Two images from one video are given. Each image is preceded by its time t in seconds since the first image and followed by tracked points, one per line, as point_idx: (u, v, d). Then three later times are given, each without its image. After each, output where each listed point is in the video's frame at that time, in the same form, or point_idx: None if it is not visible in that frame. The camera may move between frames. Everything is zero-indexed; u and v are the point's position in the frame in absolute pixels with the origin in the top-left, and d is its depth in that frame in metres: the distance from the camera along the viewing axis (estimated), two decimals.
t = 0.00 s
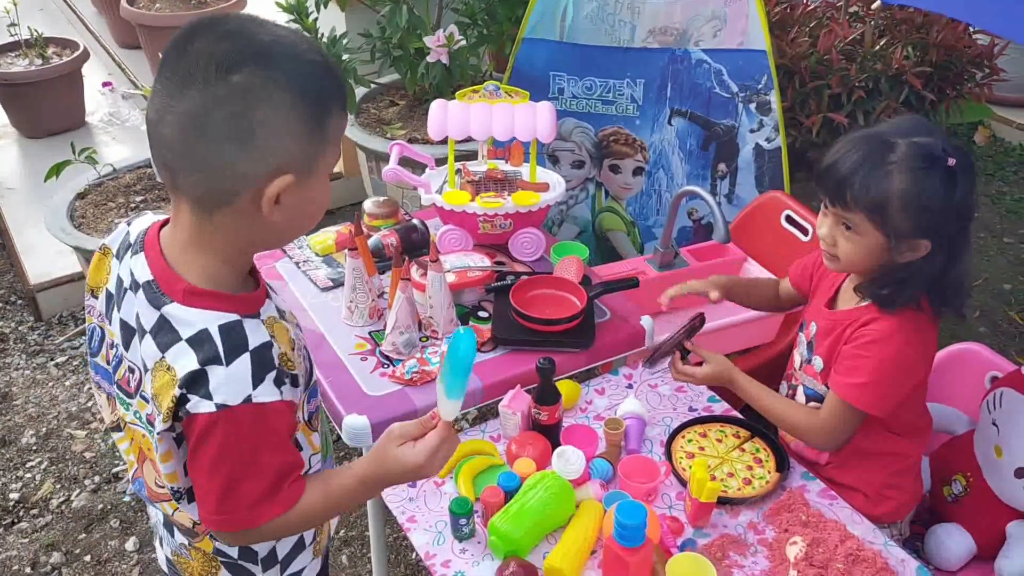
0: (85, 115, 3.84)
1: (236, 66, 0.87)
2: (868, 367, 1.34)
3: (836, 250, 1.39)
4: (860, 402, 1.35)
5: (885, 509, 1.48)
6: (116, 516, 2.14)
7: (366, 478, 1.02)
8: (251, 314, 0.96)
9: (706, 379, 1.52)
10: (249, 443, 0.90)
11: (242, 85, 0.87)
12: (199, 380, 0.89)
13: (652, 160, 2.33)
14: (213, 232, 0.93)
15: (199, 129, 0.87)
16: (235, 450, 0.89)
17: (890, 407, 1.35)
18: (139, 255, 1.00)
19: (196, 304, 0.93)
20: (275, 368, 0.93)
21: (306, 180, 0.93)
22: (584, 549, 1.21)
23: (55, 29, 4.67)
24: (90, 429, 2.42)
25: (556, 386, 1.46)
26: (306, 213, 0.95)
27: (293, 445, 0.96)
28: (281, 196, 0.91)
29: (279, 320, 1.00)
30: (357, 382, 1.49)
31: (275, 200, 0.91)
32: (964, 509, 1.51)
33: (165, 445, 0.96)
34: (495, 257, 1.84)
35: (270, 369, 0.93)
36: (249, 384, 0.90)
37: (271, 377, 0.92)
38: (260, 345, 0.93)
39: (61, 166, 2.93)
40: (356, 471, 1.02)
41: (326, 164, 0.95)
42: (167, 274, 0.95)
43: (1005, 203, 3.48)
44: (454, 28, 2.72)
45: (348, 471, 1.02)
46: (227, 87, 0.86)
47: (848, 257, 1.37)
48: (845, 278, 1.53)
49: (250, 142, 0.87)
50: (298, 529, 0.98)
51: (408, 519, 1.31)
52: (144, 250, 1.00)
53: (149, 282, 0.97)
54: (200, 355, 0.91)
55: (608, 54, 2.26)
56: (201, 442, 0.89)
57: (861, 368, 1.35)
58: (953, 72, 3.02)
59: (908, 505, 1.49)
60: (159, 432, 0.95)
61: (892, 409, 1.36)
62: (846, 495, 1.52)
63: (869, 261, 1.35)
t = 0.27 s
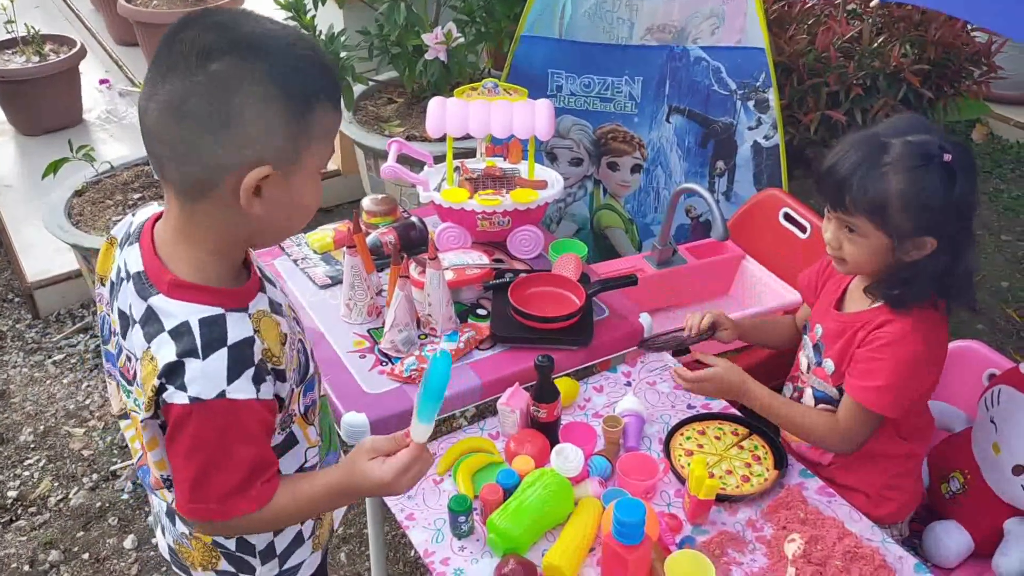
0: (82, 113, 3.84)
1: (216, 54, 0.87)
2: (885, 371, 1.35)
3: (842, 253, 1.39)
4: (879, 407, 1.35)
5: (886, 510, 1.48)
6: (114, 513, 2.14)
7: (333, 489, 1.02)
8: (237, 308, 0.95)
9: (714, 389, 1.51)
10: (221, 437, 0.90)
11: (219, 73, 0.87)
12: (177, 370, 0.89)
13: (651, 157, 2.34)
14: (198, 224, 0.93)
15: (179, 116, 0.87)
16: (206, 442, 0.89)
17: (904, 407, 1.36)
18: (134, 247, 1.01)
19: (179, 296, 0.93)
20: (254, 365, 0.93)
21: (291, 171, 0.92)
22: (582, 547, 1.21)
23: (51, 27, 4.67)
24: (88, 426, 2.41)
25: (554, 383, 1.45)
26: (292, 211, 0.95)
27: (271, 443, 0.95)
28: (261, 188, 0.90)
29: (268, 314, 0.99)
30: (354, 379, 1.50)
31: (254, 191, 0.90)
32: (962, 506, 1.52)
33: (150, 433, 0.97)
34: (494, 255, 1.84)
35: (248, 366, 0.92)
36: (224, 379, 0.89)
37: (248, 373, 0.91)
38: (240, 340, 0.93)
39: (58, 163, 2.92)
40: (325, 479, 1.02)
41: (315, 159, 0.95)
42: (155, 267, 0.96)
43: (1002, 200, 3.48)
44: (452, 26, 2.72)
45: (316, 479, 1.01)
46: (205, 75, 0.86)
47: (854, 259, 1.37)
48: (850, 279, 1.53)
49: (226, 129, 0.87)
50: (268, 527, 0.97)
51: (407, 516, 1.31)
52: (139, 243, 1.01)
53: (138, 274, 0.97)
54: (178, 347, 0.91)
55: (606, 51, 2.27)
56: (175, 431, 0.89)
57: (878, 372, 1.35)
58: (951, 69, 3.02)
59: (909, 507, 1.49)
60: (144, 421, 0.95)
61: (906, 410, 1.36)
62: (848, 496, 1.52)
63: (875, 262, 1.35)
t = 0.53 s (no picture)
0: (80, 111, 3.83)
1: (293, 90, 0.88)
2: (906, 379, 1.33)
3: (842, 253, 1.38)
4: (906, 416, 1.33)
5: (890, 507, 1.47)
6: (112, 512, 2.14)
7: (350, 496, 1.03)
8: (239, 326, 0.94)
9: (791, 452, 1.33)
10: (228, 451, 0.89)
11: (300, 111, 0.88)
12: (178, 383, 0.89)
13: (650, 155, 2.34)
14: (225, 239, 0.92)
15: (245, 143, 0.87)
16: (213, 456, 0.88)
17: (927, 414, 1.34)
18: (139, 249, 0.99)
19: (185, 306, 0.92)
20: (256, 380, 0.92)
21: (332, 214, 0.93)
22: (582, 545, 1.21)
23: (50, 24, 4.66)
24: (86, 425, 2.41)
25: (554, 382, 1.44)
26: (319, 251, 0.96)
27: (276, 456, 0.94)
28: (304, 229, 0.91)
29: (267, 335, 0.98)
30: (353, 377, 1.49)
31: (298, 232, 0.91)
32: (962, 504, 1.52)
33: (140, 443, 0.95)
34: (493, 253, 1.84)
35: (251, 381, 0.91)
36: (230, 394, 0.89)
37: (251, 389, 0.91)
38: (244, 355, 0.92)
39: (57, 161, 2.92)
40: (341, 487, 1.03)
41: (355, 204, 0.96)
42: (164, 272, 0.94)
43: (1001, 198, 3.48)
44: (451, 23, 2.71)
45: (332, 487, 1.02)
46: (285, 113, 0.87)
47: (854, 260, 1.36)
48: (850, 280, 1.53)
49: (293, 163, 0.88)
50: (279, 541, 0.97)
51: (407, 515, 1.31)
52: (144, 244, 0.99)
53: (144, 277, 0.96)
54: (181, 359, 0.90)
55: (605, 48, 2.26)
56: (180, 448, 0.88)
57: (901, 382, 1.33)
58: (950, 67, 3.02)
59: (912, 505, 1.49)
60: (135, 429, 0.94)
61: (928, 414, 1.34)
62: (851, 493, 1.51)
63: (876, 262, 1.34)
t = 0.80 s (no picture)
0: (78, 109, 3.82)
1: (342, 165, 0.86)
2: (924, 389, 1.34)
3: (847, 267, 1.37)
4: (925, 425, 1.34)
5: (893, 514, 1.48)
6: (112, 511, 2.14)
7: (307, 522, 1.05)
8: (224, 335, 0.96)
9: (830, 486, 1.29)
10: (188, 463, 0.91)
11: (346, 187, 0.87)
12: (154, 383, 0.90)
13: (649, 153, 2.34)
14: (233, 268, 0.92)
15: (290, 210, 0.87)
16: (174, 464, 0.90)
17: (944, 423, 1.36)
18: (140, 246, 1.01)
19: (176, 309, 0.94)
20: (233, 395, 0.94)
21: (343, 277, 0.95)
22: (581, 544, 1.21)
23: (47, 22, 4.65)
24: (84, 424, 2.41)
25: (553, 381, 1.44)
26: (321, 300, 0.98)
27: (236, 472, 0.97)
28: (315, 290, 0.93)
29: (253, 349, 1.00)
30: (352, 376, 1.49)
31: (304, 289, 0.93)
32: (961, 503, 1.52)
33: (108, 439, 0.96)
34: (492, 251, 1.83)
35: (228, 395, 0.94)
36: (202, 403, 0.91)
37: (225, 402, 0.93)
38: (224, 366, 0.95)
39: (55, 159, 2.91)
40: (300, 515, 1.05)
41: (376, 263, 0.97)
42: (160, 274, 0.96)
43: (1000, 196, 3.48)
44: (450, 21, 2.71)
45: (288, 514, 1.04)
46: (344, 194, 0.86)
47: (859, 273, 1.35)
48: (854, 288, 1.52)
49: (326, 238, 0.88)
50: (222, 556, 0.99)
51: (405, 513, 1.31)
52: (147, 242, 1.01)
53: (139, 274, 0.98)
54: (161, 361, 0.92)
55: (604, 47, 2.26)
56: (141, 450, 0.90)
57: (919, 392, 1.34)
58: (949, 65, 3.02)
59: (914, 512, 1.49)
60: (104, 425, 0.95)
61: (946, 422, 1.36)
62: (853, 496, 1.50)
63: (880, 273, 1.34)
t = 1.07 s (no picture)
0: (78, 106, 3.82)
1: (218, 119, 0.83)
2: (929, 385, 1.33)
3: (852, 272, 1.37)
4: (932, 421, 1.33)
5: (894, 510, 1.48)
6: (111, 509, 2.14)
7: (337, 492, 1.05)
8: (208, 326, 0.94)
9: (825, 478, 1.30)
10: (210, 456, 0.89)
11: (224, 137, 0.83)
12: (158, 396, 0.88)
13: (649, 151, 2.33)
14: (181, 255, 0.90)
15: (182, 176, 0.83)
16: (196, 466, 0.89)
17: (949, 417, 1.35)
18: (95, 260, 0.98)
19: (154, 317, 0.91)
20: (235, 383, 0.93)
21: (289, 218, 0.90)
22: (580, 542, 1.21)
23: (46, 19, 4.65)
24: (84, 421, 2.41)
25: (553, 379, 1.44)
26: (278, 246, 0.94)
27: (259, 459, 0.95)
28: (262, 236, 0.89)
29: (240, 329, 0.98)
30: (351, 374, 1.49)
31: (254, 240, 0.89)
32: (961, 501, 1.52)
33: (123, 454, 0.95)
34: (491, 249, 1.83)
35: (230, 386, 0.92)
36: (208, 400, 0.89)
37: (230, 394, 0.91)
38: (220, 359, 0.93)
39: (54, 156, 2.91)
40: (327, 487, 1.05)
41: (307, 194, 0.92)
42: (124, 284, 0.93)
43: (1000, 194, 3.48)
44: (449, 18, 2.70)
45: (320, 488, 1.04)
46: (204, 141, 0.83)
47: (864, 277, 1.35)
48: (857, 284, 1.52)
49: (236, 191, 0.85)
50: (269, 541, 0.98)
51: (404, 512, 1.31)
52: (100, 254, 0.97)
53: (105, 290, 0.94)
54: (156, 372, 0.89)
55: (603, 44, 2.25)
56: (163, 452, 0.89)
57: (923, 388, 1.33)
58: (949, 63, 3.01)
59: (915, 507, 1.49)
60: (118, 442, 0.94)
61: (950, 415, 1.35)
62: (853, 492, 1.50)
63: (888, 275, 1.33)
